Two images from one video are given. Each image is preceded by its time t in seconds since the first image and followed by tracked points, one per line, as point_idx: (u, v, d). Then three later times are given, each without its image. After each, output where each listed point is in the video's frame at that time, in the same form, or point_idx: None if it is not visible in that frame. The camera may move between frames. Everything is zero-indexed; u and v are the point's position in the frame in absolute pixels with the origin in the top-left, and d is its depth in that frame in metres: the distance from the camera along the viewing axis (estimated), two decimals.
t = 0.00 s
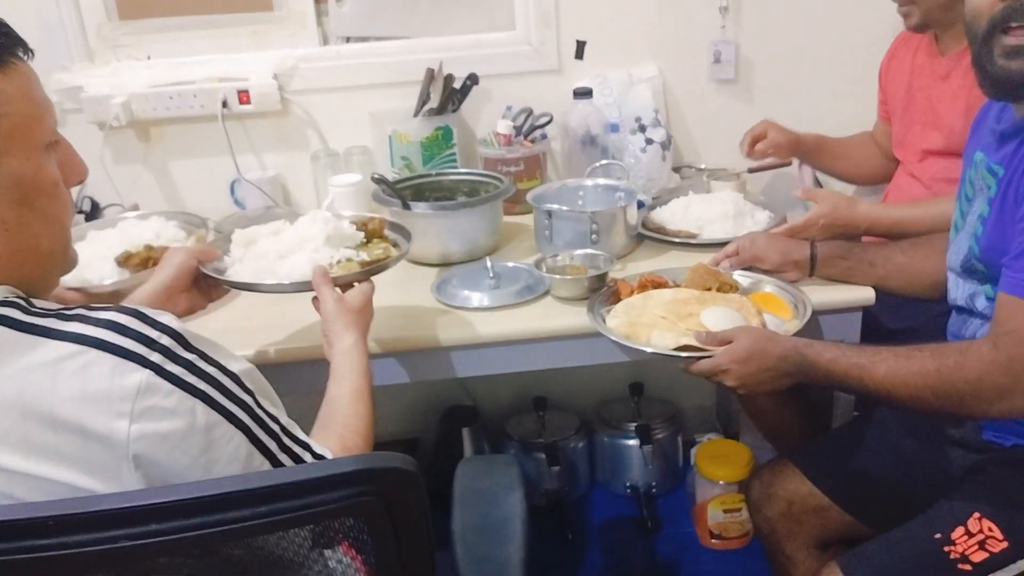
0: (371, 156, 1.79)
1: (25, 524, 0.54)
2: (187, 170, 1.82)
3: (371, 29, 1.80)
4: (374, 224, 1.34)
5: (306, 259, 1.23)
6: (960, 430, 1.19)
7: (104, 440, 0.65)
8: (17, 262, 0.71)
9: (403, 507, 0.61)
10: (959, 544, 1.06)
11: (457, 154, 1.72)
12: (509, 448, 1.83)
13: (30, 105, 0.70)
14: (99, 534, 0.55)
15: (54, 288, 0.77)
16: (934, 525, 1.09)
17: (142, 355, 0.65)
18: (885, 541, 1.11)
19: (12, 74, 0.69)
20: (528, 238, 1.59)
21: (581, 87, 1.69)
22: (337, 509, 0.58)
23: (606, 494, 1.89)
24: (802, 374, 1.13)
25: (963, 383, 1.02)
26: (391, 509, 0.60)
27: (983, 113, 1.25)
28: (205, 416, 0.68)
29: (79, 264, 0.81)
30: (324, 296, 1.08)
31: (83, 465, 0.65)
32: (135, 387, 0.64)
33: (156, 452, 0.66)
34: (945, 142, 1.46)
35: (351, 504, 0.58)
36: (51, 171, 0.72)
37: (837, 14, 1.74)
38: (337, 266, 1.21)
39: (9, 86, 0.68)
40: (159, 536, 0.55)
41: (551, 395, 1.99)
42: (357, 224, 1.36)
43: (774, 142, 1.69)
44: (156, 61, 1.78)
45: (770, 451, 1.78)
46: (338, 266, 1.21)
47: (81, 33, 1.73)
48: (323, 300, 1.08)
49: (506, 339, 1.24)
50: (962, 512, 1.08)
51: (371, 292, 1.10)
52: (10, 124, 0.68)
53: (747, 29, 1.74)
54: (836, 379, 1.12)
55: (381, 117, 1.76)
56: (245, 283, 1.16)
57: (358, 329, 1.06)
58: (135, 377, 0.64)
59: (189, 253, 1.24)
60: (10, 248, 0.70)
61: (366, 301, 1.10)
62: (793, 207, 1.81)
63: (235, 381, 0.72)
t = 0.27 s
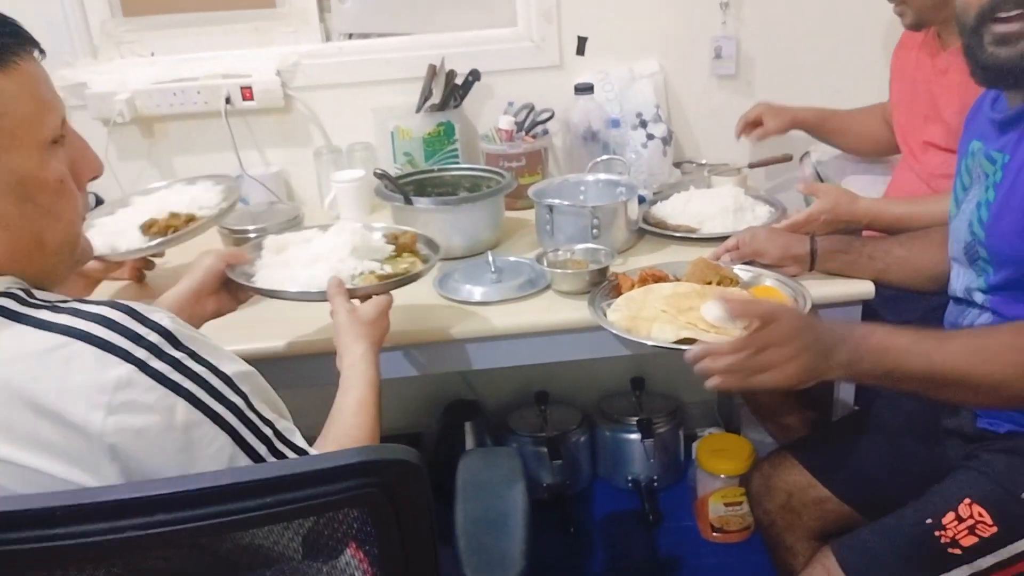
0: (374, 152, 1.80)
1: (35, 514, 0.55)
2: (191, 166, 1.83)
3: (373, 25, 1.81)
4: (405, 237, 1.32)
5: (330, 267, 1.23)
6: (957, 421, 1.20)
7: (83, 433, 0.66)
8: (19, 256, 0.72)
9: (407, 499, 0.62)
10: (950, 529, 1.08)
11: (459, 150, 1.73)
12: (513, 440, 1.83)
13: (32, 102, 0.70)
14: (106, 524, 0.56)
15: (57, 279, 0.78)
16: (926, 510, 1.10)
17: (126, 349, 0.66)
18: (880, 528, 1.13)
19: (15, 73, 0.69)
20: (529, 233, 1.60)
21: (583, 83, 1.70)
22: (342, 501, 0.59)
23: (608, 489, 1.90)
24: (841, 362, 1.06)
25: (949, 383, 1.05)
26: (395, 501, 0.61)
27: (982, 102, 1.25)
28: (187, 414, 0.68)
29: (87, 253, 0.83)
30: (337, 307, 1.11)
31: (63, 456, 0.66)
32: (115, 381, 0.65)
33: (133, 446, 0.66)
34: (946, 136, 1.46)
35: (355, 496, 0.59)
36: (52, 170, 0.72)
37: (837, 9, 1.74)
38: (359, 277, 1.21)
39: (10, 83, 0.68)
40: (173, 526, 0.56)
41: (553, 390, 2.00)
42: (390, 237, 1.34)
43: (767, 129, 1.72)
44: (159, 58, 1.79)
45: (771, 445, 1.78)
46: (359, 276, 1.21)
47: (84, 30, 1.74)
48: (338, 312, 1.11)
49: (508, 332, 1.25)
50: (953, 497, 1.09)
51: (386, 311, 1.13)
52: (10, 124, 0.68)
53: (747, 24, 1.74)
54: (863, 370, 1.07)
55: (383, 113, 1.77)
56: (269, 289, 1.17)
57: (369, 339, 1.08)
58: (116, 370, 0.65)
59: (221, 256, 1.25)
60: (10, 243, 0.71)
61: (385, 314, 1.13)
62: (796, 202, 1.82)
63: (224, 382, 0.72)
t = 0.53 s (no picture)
0: (377, 148, 1.81)
1: (53, 483, 0.56)
2: (195, 162, 1.84)
3: (376, 22, 1.82)
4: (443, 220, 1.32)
5: (360, 248, 1.25)
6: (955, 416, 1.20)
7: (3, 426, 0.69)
8: None
9: (413, 479, 0.63)
10: (948, 522, 1.09)
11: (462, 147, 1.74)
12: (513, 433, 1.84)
13: None
14: (122, 493, 0.57)
15: (42, 254, 0.81)
16: (924, 505, 1.11)
17: (58, 348, 0.68)
18: (878, 522, 1.15)
19: None
20: (531, 229, 1.61)
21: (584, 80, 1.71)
22: (351, 476, 0.61)
23: (611, 485, 1.91)
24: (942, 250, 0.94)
25: None
26: (401, 480, 0.63)
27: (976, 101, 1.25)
28: (116, 415, 0.70)
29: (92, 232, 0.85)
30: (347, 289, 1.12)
31: None
32: (41, 381, 0.67)
33: (52, 444, 0.69)
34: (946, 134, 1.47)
35: (364, 471, 0.61)
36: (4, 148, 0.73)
37: (838, 8, 1.75)
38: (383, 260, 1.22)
39: None
40: (189, 496, 0.58)
41: (554, 385, 2.01)
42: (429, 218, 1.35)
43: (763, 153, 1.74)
44: (164, 55, 1.80)
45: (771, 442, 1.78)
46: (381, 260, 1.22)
47: (91, 27, 1.75)
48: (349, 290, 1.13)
49: (508, 326, 1.26)
50: (952, 491, 1.10)
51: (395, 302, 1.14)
52: None
53: (748, 22, 1.75)
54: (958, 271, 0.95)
55: (387, 109, 1.78)
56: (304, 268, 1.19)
57: (369, 323, 1.08)
58: (42, 371, 0.67)
59: (260, 224, 1.31)
60: None
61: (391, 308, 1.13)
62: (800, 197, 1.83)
63: (168, 378, 0.73)
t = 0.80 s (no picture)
0: (378, 147, 1.81)
1: (50, 491, 0.56)
2: (197, 161, 1.85)
3: (377, 21, 1.83)
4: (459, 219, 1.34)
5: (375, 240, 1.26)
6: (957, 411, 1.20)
7: None
8: None
9: (410, 480, 0.63)
10: (952, 519, 1.08)
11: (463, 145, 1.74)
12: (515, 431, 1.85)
13: None
14: (120, 500, 0.58)
15: (51, 266, 0.79)
16: (927, 502, 1.11)
17: (55, 366, 0.65)
18: (882, 521, 1.13)
19: None
20: (532, 227, 1.61)
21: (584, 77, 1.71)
22: (347, 480, 0.61)
23: (614, 484, 1.91)
24: None
25: None
26: (398, 481, 0.63)
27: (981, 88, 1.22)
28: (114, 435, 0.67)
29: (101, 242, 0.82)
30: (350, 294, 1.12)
31: None
32: (36, 400, 0.64)
33: (48, 466, 0.66)
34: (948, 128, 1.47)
35: (361, 475, 0.61)
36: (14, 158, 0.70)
37: (838, 4, 1.75)
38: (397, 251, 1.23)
39: None
40: (186, 503, 0.58)
41: (556, 383, 2.01)
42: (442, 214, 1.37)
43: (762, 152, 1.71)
44: (166, 54, 1.81)
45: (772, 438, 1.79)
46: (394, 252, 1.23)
47: (93, 27, 1.76)
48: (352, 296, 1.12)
49: (509, 323, 1.26)
50: (955, 489, 1.09)
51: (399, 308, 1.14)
52: None
53: (749, 19, 1.75)
54: None
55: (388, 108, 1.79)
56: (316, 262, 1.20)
57: (376, 327, 1.09)
58: (39, 389, 0.64)
59: (278, 231, 1.33)
60: None
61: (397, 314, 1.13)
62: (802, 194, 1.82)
63: (165, 396, 0.71)
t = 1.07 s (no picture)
0: (376, 140, 1.80)
1: (40, 491, 0.56)
2: (194, 156, 1.84)
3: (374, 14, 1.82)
4: (449, 218, 1.32)
5: (359, 244, 1.24)
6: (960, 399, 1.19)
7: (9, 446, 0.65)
8: (32, 235, 0.73)
9: (410, 478, 0.63)
10: (955, 507, 1.07)
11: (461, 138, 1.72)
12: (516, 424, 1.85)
13: (57, 83, 0.70)
14: (112, 502, 0.57)
15: (80, 261, 0.79)
16: (930, 489, 1.10)
17: (70, 366, 0.65)
18: (885, 509, 1.13)
19: (40, 49, 0.69)
20: (531, 218, 1.61)
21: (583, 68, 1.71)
22: (345, 479, 0.60)
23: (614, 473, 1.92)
24: None
25: None
26: (398, 480, 0.62)
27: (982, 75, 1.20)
28: (123, 441, 0.66)
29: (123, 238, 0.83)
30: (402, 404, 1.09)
31: None
32: (50, 399, 0.64)
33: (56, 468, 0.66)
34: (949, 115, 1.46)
35: (359, 474, 0.60)
36: (70, 151, 0.72)
37: None
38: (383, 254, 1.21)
39: (32, 60, 0.68)
40: (179, 504, 0.57)
41: (556, 375, 2.01)
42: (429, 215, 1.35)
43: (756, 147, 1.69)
44: (162, 48, 1.80)
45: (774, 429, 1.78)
46: (381, 255, 1.21)
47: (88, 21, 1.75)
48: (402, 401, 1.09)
49: (509, 315, 1.26)
50: (958, 475, 1.09)
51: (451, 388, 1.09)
52: (28, 99, 0.68)
53: (747, 8, 1.74)
54: None
55: (385, 101, 1.78)
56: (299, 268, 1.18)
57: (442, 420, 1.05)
58: (54, 388, 0.64)
59: (262, 232, 1.27)
60: (20, 222, 0.72)
61: (456, 398, 1.08)
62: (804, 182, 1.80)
63: (180, 408, 0.69)
